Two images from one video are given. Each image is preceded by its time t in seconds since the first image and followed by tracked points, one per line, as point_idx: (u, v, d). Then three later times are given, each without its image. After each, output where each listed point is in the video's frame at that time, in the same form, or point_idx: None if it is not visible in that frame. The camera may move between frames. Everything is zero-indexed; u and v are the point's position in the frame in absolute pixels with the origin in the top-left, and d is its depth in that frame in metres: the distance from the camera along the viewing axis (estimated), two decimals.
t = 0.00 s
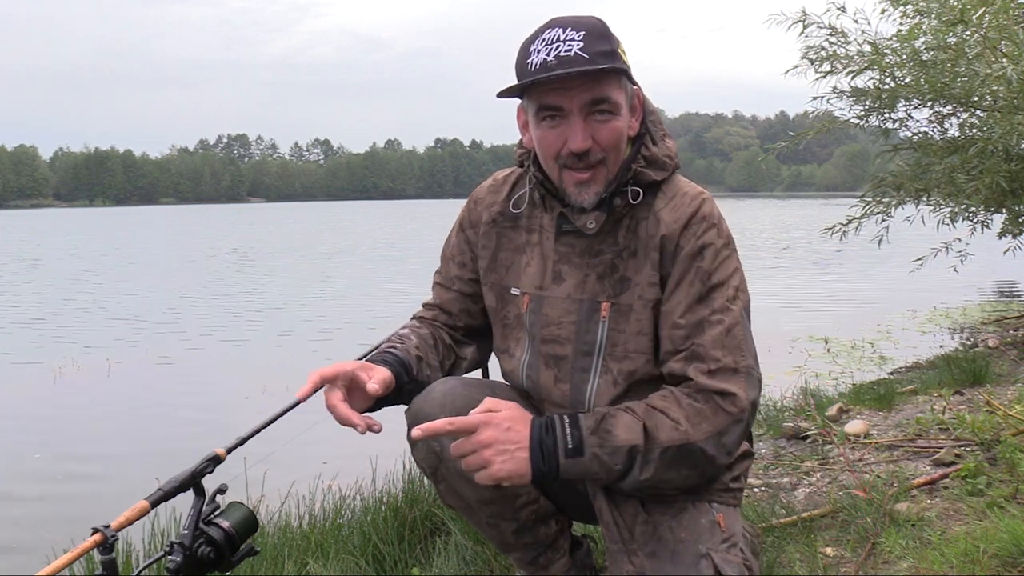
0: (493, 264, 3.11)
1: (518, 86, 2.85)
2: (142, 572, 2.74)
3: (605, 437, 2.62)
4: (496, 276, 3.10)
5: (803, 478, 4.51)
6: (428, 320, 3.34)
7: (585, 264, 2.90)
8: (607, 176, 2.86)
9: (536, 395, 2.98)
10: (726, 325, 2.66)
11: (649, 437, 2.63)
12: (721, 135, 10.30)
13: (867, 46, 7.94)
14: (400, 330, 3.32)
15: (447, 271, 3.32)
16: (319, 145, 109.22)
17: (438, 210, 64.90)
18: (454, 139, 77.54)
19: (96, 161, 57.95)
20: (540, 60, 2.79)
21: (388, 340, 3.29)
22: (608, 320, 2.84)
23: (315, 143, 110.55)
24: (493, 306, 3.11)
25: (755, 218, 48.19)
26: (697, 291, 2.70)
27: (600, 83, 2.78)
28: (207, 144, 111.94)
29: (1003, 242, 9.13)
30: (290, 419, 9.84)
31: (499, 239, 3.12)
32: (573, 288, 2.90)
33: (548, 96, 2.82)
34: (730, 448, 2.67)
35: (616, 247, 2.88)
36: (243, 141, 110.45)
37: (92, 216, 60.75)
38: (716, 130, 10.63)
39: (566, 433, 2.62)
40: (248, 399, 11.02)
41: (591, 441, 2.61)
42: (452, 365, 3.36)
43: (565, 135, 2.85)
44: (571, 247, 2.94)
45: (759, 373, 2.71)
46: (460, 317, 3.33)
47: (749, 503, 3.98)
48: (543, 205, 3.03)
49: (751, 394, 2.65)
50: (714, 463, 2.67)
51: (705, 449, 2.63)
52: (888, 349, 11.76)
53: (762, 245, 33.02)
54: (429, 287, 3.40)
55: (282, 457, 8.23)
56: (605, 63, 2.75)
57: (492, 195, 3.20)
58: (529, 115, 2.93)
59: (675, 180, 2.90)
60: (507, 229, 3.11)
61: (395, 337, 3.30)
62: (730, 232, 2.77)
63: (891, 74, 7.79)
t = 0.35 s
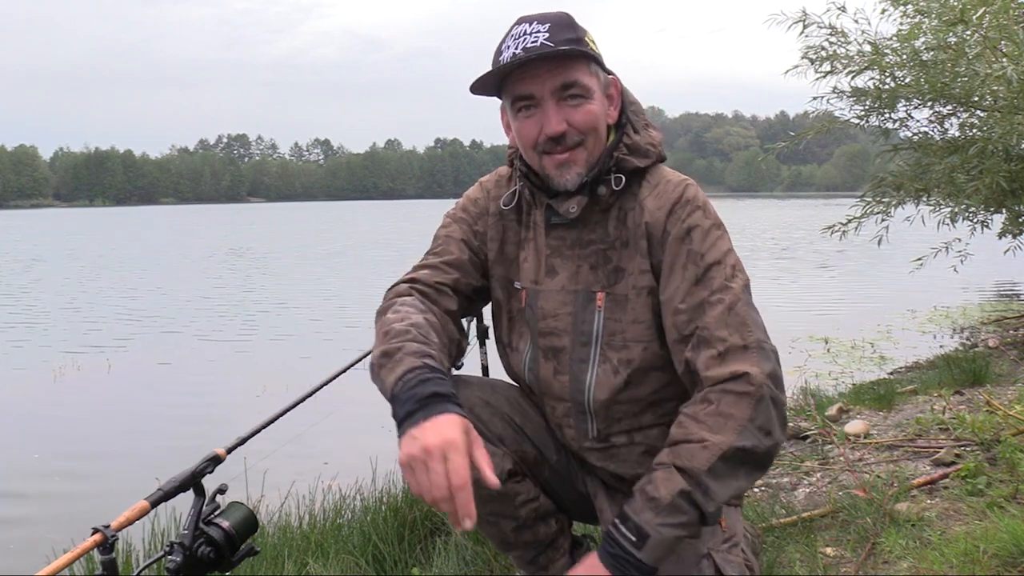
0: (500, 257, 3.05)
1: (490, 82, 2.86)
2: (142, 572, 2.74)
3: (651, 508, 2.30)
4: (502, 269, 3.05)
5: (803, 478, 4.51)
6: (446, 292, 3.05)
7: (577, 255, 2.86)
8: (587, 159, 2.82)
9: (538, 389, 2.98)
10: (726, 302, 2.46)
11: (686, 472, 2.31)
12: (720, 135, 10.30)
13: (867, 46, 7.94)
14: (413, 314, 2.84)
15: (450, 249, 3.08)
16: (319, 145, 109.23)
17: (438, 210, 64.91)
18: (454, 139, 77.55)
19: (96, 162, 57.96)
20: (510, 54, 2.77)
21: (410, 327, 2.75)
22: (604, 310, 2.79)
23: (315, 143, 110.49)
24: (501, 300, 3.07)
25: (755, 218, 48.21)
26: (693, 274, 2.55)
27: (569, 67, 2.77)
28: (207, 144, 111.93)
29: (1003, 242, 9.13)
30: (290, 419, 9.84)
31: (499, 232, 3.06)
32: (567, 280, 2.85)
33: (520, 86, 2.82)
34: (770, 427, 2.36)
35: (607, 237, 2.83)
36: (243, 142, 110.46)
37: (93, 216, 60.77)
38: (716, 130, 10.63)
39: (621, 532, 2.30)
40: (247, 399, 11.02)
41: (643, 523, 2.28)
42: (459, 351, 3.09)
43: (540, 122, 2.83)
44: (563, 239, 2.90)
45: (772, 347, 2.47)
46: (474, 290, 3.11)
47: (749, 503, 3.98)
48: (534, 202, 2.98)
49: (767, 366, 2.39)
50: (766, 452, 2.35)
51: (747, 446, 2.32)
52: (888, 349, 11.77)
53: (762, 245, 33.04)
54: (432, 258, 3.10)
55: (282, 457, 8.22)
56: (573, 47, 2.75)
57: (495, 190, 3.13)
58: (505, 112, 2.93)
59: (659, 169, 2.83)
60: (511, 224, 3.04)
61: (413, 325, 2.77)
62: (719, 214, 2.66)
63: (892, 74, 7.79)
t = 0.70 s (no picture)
0: (498, 270, 3.02)
1: (483, 86, 2.83)
2: (142, 572, 2.75)
3: (683, 537, 2.50)
4: (501, 281, 3.02)
5: (803, 478, 4.51)
6: (461, 324, 3.00)
7: (574, 263, 2.84)
8: (583, 164, 2.80)
9: (537, 396, 2.98)
10: (725, 309, 2.57)
11: (706, 495, 2.49)
12: (721, 135, 10.29)
13: (867, 46, 7.94)
14: (448, 374, 2.84)
15: (453, 273, 3.02)
16: (319, 145, 109.18)
17: (438, 210, 64.86)
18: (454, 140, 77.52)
19: (96, 162, 57.95)
20: (502, 58, 2.75)
21: (453, 399, 2.77)
22: (603, 316, 2.80)
23: (315, 143, 110.41)
24: (502, 311, 3.05)
25: (755, 218, 48.19)
26: (699, 277, 2.63)
27: (561, 70, 2.75)
28: (207, 144, 111.90)
29: (1004, 242, 9.13)
30: (290, 419, 9.84)
31: (495, 244, 3.02)
32: (565, 288, 2.84)
33: (513, 91, 2.79)
34: (772, 432, 2.53)
35: (604, 242, 2.82)
36: (243, 142, 110.44)
37: (93, 216, 60.75)
38: (716, 130, 10.62)
39: (665, 565, 2.50)
40: (248, 399, 11.01)
41: (679, 554, 2.49)
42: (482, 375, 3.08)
43: (534, 126, 2.80)
44: (559, 246, 2.87)
45: (771, 347, 2.58)
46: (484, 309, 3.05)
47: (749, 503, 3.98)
48: (528, 208, 2.94)
49: (766, 373, 2.53)
50: (772, 456, 2.53)
51: (756, 457, 2.50)
52: (888, 349, 11.76)
53: (762, 245, 33.02)
54: (438, 287, 3.03)
55: (282, 458, 8.22)
56: (567, 50, 2.73)
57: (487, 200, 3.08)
58: (498, 117, 2.90)
59: (655, 169, 2.85)
60: (507, 234, 3.01)
61: (452, 392, 2.80)
62: (721, 211, 2.70)
63: (892, 74, 7.79)
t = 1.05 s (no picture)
0: (499, 272, 3.02)
1: (488, 89, 2.82)
2: (142, 572, 2.74)
3: (679, 547, 2.50)
4: (503, 284, 3.03)
5: (803, 478, 4.51)
6: (461, 325, 3.00)
7: (575, 267, 2.83)
8: (587, 172, 2.79)
9: (539, 399, 2.99)
10: (722, 316, 2.57)
11: (699, 504, 2.49)
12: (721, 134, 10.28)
13: (867, 46, 7.94)
14: (448, 373, 2.85)
15: (453, 276, 3.03)
16: (319, 145, 109.21)
17: (438, 210, 64.86)
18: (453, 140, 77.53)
19: (96, 161, 57.93)
20: (508, 62, 2.75)
21: (453, 397, 2.77)
22: (603, 321, 2.79)
23: (315, 143, 110.39)
24: (504, 313, 3.05)
25: (755, 218, 48.18)
26: (695, 283, 2.63)
27: (568, 78, 2.74)
28: (207, 145, 111.85)
29: (1004, 242, 9.13)
30: (290, 419, 9.84)
31: (496, 247, 3.02)
32: (565, 292, 2.83)
33: (519, 96, 2.78)
34: (768, 441, 2.53)
35: (604, 246, 2.82)
36: (243, 142, 110.45)
37: (93, 217, 60.73)
38: (716, 130, 10.61)
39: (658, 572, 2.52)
40: (248, 399, 11.01)
41: (676, 563, 2.49)
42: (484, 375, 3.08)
43: (539, 133, 2.79)
44: (560, 250, 2.87)
45: (769, 353, 2.58)
46: (484, 312, 3.05)
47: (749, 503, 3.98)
48: (530, 211, 2.94)
49: (762, 381, 2.53)
50: (767, 464, 2.54)
51: (751, 465, 2.50)
52: (888, 349, 11.76)
53: (761, 245, 33.03)
54: (438, 289, 3.04)
55: (283, 457, 8.22)
56: (574, 57, 2.72)
57: (488, 201, 3.08)
58: (502, 121, 2.89)
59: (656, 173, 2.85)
60: (508, 237, 3.01)
61: (451, 390, 2.80)
62: (718, 215, 2.70)
63: (891, 74, 7.79)
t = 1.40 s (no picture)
0: (499, 271, 3.02)
1: (494, 88, 2.81)
2: (141, 572, 2.75)
3: (680, 547, 2.50)
4: (502, 283, 3.03)
5: (803, 478, 4.51)
6: (461, 324, 3.00)
7: (575, 266, 2.83)
8: (591, 173, 2.79)
9: (539, 398, 2.99)
10: (725, 316, 2.57)
11: (702, 505, 2.49)
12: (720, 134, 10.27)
13: (867, 46, 7.94)
14: (453, 369, 2.86)
15: (450, 275, 3.03)
16: (319, 145, 109.21)
17: (438, 209, 64.86)
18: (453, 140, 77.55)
19: (96, 161, 57.91)
20: (514, 61, 2.74)
21: (463, 392, 2.78)
22: (604, 320, 2.79)
23: (315, 143, 110.37)
24: (503, 312, 3.05)
25: (755, 218, 48.17)
26: (698, 282, 2.63)
27: (574, 77, 2.74)
28: (207, 144, 111.83)
29: (1004, 242, 9.13)
30: (290, 420, 9.84)
31: (496, 246, 3.02)
32: (566, 292, 2.83)
33: (524, 95, 2.78)
34: (769, 442, 2.53)
35: (605, 245, 2.82)
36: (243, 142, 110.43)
37: (93, 217, 60.71)
38: (716, 130, 10.60)
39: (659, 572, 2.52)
40: (248, 399, 11.01)
41: (677, 564, 2.49)
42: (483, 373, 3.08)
43: (544, 132, 2.79)
44: (561, 249, 2.87)
45: (772, 353, 2.58)
46: (484, 311, 3.05)
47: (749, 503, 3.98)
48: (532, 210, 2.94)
49: (764, 382, 2.53)
50: (769, 465, 2.54)
51: (752, 466, 2.50)
52: (888, 349, 11.76)
53: (761, 245, 33.05)
54: (437, 288, 3.04)
55: (282, 457, 8.22)
56: (581, 58, 2.72)
57: (487, 200, 3.08)
58: (506, 120, 2.89)
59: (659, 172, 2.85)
60: (508, 235, 3.01)
61: (459, 385, 2.81)
62: (722, 214, 2.69)
63: (892, 74, 7.79)
